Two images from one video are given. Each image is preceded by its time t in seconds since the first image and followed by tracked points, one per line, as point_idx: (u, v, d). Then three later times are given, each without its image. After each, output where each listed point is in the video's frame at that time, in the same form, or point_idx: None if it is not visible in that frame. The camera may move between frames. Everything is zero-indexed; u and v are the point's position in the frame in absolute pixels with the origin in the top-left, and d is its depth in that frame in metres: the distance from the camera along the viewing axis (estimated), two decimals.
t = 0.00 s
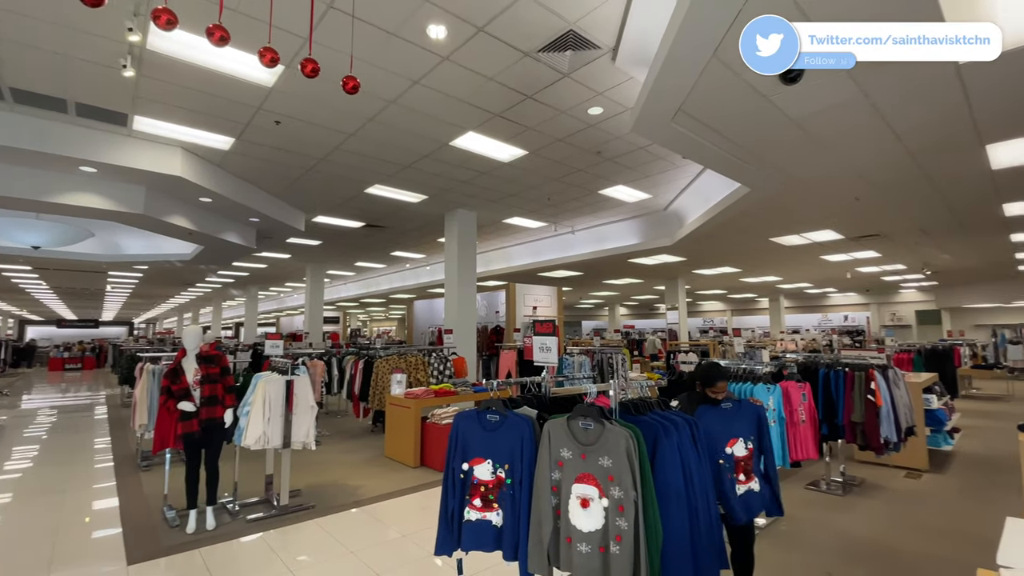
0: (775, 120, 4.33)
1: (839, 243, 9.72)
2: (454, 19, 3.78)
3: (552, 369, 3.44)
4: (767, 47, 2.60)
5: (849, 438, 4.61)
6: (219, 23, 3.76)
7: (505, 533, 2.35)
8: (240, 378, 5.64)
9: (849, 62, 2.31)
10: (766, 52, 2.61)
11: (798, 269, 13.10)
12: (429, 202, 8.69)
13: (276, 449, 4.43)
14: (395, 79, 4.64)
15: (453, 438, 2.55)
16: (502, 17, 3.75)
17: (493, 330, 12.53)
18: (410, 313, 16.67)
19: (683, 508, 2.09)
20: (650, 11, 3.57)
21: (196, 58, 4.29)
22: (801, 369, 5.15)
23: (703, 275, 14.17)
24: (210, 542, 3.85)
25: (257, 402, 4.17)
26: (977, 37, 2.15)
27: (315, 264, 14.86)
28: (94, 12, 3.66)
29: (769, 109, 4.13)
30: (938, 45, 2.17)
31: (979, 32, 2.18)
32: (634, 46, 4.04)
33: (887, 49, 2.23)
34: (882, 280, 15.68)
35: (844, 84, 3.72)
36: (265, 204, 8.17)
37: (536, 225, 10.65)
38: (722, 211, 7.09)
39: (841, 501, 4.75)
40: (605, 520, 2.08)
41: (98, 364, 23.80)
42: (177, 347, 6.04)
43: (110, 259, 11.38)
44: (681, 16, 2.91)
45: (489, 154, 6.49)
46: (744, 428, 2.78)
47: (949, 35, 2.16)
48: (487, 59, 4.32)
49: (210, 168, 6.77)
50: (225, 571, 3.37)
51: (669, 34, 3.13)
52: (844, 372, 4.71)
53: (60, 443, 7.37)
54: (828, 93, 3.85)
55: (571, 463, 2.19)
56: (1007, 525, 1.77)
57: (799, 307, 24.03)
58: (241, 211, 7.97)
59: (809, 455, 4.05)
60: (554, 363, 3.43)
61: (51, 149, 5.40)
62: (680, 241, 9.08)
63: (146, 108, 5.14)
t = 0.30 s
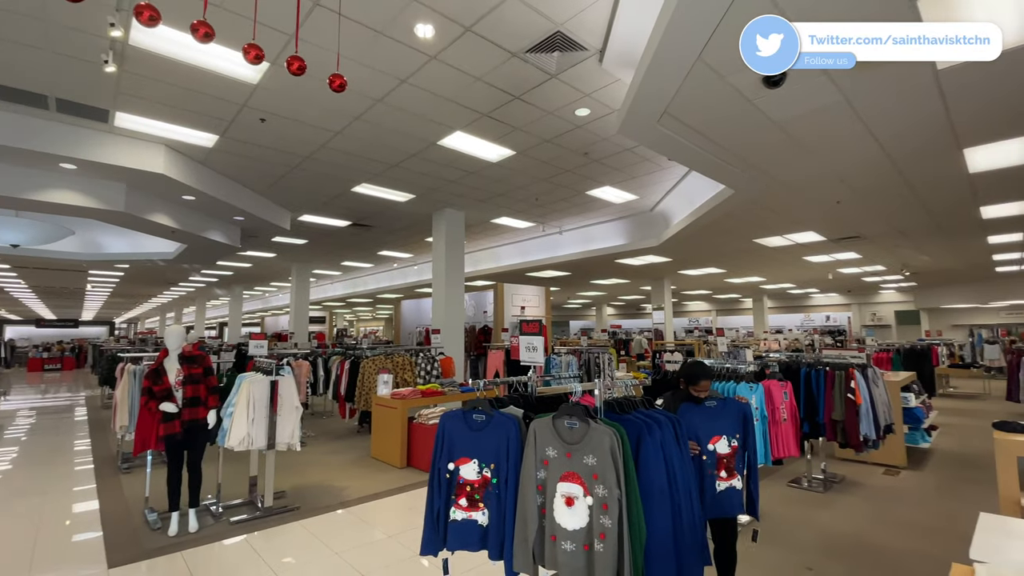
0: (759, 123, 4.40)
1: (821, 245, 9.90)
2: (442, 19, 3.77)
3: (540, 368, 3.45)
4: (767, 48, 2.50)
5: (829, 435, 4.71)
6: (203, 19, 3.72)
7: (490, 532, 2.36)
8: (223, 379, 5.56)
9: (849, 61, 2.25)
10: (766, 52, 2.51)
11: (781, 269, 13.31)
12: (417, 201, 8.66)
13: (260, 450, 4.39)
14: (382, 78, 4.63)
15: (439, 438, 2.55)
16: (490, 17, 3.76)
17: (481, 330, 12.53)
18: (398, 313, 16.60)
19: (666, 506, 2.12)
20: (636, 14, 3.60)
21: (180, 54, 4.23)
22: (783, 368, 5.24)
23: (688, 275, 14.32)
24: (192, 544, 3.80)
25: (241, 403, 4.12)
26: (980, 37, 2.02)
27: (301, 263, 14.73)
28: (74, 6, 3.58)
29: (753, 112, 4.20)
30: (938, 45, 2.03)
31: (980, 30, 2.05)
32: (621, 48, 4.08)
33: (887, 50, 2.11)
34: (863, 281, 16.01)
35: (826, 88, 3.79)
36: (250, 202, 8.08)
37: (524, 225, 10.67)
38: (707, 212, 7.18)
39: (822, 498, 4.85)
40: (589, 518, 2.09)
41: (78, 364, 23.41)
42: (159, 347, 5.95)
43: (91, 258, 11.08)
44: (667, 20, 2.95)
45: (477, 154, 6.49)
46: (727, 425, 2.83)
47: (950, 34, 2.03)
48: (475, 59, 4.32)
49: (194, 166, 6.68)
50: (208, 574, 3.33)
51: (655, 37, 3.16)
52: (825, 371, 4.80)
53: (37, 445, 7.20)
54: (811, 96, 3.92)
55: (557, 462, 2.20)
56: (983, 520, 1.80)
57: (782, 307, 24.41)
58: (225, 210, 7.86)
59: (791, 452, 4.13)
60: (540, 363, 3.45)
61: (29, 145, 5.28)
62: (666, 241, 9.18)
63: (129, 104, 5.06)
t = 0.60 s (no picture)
0: (748, 126, 4.45)
1: (810, 246, 10.00)
2: (434, 19, 3.78)
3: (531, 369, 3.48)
4: (767, 48, 2.34)
5: (817, 434, 4.76)
6: (193, 18, 3.69)
7: (480, 532, 2.36)
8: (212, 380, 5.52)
9: (849, 60, 2.12)
10: (767, 52, 2.34)
11: (771, 270, 13.44)
12: (409, 201, 8.64)
13: (250, 451, 4.36)
14: (374, 78, 4.62)
15: (429, 439, 2.54)
16: (482, 18, 3.76)
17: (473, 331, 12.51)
18: (389, 314, 16.56)
19: (654, 504, 2.13)
20: (627, 16, 3.63)
21: (169, 53, 4.20)
22: (772, 368, 5.30)
23: (679, 276, 14.41)
24: (180, 547, 3.76)
25: (230, 405, 4.09)
26: (980, 36, 1.96)
27: (292, 264, 14.64)
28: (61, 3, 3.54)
29: (742, 115, 4.24)
30: (938, 45, 1.93)
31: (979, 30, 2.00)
32: (612, 50, 4.10)
33: (888, 50, 1.98)
34: (851, 282, 16.20)
35: (814, 91, 3.84)
36: (240, 202, 8.02)
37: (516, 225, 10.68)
38: (697, 213, 7.24)
39: (810, 496, 4.90)
40: (579, 517, 2.11)
41: (65, 366, 23.10)
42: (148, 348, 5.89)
43: (77, 258, 10.94)
44: (657, 22, 2.97)
45: (469, 154, 6.49)
46: (712, 421, 2.84)
47: (950, 35, 1.93)
48: (467, 60, 4.33)
49: (183, 165, 6.62)
50: None
51: (645, 38, 3.18)
52: (813, 371, 4.86)
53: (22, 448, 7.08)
54: (799, 99, 3.97)
55: (547, 462, 2.21)
56: (969, 518, 1.81)
57: (772, 308, 24.64)
58: (214, 209, 7.79)
59: (779, 451, 4.17)
60: (531, 363, 3.47)
61: (15, 144, 5.21)
62: (657, 242, 9.23)
63: (117, 103, 5.00)
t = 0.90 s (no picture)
0: (744, 127, 4.47)
1: (807, 246, 10.03)
2: (431, 21, 3.79)
3: (528, 369, 3.47)
4: (765, 48, 2.31)
5: (814, 434, 4.77)
6: (190, 20, 3.70)
7: (477, 533, 2.37)
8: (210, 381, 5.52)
9: (849, 60, 2.04)
10: (766, 52, 2.30)
11: (769, 270, 13.47)
12: (407, 202, 8.65)
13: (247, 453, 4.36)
14: (372, 80, 4.63)
15: (426, 439, 2.55)
16: (479, 20, 3.78)
17: (471, 331, 12.51)
18: (388, 314, 16.56)
19: (650, 504, 2.14)
20: (623, 18, 3.64)
21: (167, 55, 4.21)
22: (769, 368, 5.31)
23: (677, 277, 14.43)
24: (178, 548, 3.76)
25: (228, 406, 4.09)
26: (981, 36, 1.81)
27: (290, 265, 14.64)
28: (59, 6, 3.55)
29: (738, 116, 4.26)
30: (938, 45, 1.83)
31: (981, 29, 1.84)
32: (608, 51, 4.11)
33: (885, 51, 1.88)
34: (848, 282, 16.24)
35: (810, 92, 3.86)
36: (238, 203, 8.02)
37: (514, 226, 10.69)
38: (695, 214, 7.25)
39: (807, 496, 4.92)
40: (575, 517, 2.12)
41: (63, 367, 23.05)
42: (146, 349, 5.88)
43: (75, 259, 10.93)
44: (653, 24, 2.99)
45: (467, 155, 6.50)
46: (707, 424, 2.84)
47: (949, 35, 1.83)
48: (464, 61, 4.34)
49: (181, 166, 6.62)
50: None
51: (641, 40, 3.20)
52: (809, 371, 4.87)
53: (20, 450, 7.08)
54: (795, 100, 3.99)
55: (543, 462, 2.22)
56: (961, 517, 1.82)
57: (770, 308, 24.68)
58: (212, 210, 7.79)
59: (776, 451, 4.19)
60: (528, 363, 3.47)
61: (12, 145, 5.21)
62: (654, 243, 9.25)
63: (114, 104, 5.00)
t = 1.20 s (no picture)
0: (750, 126, 4.45)
1: (815, 246, 9.96)
2: (436, 23, 3.80)
3: (533, 369, 3.48)
4: (765, 48, 2.19)
5: (822, 435, 4.74)
6: (197, 25, 3.74)
7: (484, 533, 2.38)
8: (219, 382, 5.58)
9: (849, 61, 2.01)
10: (766, 52, 2.18)
11: (776, 270, 13.38)
12: (413, 204, 8.68)
13: (256, 454, 4.40)
14: (377, 82, 4.65)
15: (433, 440, 2.56)
16: (483, 22, 3.79)
17: (477, 332, 12.52)
18: (394, 315, 16.63)
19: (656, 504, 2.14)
20: (627, 18, 3.64)
21: (176, 60, 4.26)
22: (777, 369, 5.28)
23: (684, 277, 14.37)
24: (188, 548, 3.80)
25: (236, 407, 4.13)
26: (981, 36, 1.79)
27: (296, 266, 14.73)
28: (70, 13, 3.60)
29: (744, 116, 4.25)
30: (937, 45, 1.82)
31: (980, 29, 1.81)
32: (612, 52, 4.11)
33: (885, 52, 1.87)
34: (857, 282, 16.09)
35: (816, 91, 3.84)
36: (245, 206, 8.09)
37: (520, 227, 10.70)
38: (700, 214, 7.23)
39: (815, 497, 4.88)
40: (581, 518, 2.12)
41: (74, 369, 23.34)
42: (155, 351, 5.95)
43: (85, 262, 11.07)
44: (658, 22, 2.97)
45: (472, 156, 6.51)
46: (712, 425, 2.82)
47: (949, 35, 1.83)
48: (469, 62, 4.34)
49: (189, 170, 6.69)
50: None
51: (645, 40, 3.19)
52: (817, 371, 4.84)
53: (33, 450, 7.18)
54: (800, 99, 3.97)
55: (549, 462, 2.22)
56: (968, 517, 1.81)
57: (778, 308, 24.53)
58: (220, 213, 7.86)
59: (784, 452, 4.17)
60: (534, 364, 3.47)
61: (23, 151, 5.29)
62: (660, 243, 9.22)
63: (123, 109, 5.06)
